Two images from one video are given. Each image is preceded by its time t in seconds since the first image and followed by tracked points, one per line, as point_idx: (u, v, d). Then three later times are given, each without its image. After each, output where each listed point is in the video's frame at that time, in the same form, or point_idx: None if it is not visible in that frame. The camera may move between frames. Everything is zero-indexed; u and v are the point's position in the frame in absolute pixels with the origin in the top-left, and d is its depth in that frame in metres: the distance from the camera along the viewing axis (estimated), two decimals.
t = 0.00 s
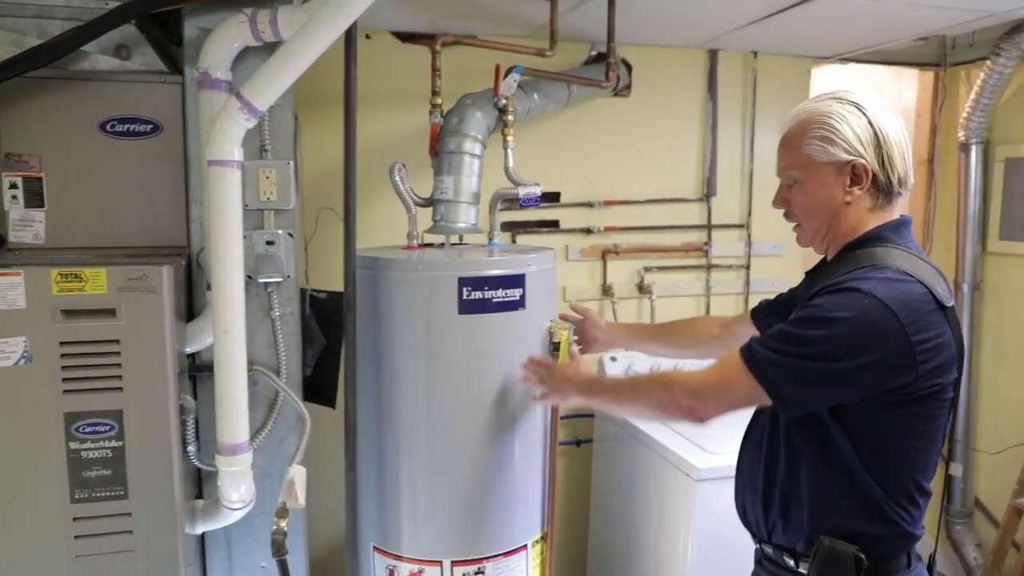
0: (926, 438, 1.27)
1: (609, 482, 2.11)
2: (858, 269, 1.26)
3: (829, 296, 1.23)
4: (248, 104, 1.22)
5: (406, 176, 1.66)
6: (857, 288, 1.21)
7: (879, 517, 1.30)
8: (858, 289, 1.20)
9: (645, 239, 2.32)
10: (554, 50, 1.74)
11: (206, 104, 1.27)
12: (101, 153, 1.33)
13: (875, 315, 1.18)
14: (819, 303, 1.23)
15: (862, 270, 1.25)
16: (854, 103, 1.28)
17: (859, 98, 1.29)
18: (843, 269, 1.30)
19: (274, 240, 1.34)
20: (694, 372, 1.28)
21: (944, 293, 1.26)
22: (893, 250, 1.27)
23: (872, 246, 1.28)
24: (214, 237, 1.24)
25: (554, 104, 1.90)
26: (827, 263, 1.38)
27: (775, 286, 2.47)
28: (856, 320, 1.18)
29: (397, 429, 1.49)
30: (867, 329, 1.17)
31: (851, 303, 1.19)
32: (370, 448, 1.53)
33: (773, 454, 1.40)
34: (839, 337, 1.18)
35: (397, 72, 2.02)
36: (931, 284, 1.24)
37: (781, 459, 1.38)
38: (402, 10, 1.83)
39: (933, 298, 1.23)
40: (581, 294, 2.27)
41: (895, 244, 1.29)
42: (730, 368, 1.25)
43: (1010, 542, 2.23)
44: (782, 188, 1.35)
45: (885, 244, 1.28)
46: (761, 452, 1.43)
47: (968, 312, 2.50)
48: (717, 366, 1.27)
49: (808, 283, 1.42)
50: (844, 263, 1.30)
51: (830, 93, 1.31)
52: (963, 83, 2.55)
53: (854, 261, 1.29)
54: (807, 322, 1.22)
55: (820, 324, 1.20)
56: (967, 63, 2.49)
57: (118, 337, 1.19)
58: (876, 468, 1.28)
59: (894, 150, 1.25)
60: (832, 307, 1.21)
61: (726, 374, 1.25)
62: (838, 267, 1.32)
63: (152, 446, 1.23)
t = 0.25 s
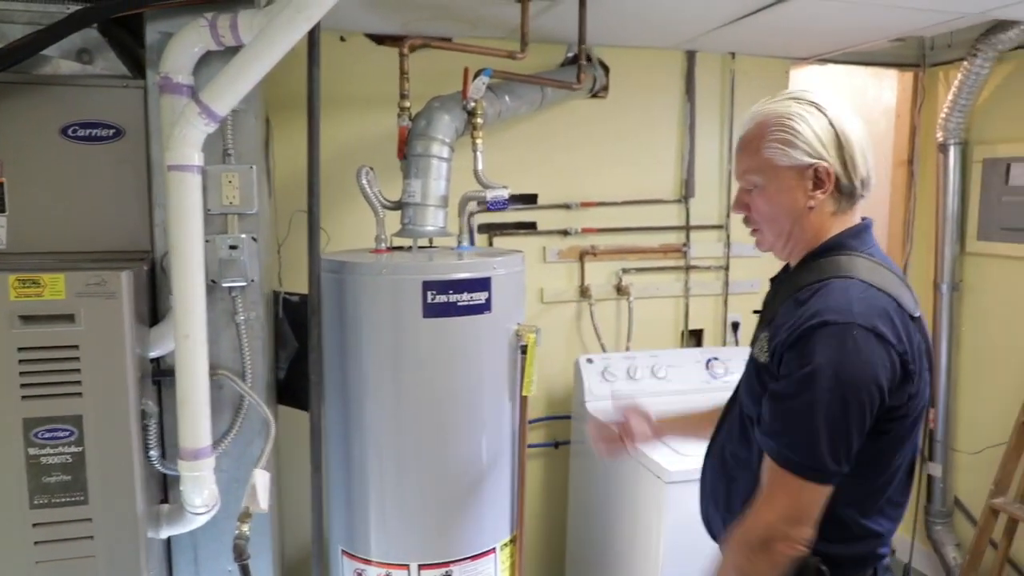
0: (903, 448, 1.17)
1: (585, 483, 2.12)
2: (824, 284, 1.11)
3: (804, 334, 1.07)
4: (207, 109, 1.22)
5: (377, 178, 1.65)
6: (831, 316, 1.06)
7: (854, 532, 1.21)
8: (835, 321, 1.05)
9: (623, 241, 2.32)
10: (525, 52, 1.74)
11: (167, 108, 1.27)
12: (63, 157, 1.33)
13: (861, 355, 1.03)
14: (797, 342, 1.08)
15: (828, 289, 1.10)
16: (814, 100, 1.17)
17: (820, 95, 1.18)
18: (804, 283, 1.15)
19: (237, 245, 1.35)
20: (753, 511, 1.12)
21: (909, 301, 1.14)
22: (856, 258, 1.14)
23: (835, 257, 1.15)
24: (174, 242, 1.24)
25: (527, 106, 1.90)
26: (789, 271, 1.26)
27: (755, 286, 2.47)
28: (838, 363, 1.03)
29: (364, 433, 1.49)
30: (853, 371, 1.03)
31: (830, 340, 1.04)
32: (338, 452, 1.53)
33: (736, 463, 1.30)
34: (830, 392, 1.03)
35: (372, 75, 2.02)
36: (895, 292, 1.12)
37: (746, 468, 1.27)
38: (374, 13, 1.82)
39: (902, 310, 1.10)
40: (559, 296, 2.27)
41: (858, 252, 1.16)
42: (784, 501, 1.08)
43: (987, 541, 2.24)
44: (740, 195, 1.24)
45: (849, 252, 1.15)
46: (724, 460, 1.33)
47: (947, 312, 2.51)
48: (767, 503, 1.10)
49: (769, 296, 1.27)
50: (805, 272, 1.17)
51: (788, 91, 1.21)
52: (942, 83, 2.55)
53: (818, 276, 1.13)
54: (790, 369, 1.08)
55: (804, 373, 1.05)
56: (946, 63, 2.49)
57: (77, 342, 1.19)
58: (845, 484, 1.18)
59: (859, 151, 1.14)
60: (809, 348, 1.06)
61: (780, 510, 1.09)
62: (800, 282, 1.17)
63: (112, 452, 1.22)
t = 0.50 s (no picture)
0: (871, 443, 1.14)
1: (559, 483, 2.12)
2: (784, 289, 1.06)
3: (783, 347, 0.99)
4: (161, 109, 1.21)
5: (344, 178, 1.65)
6: (804, 324, 0.99)
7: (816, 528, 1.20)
8: (814, 329, 0.98)
9: (599, 240, 2.31)
10: (493, 52, 1.74)
11: (124, 107, 1.26)
12: (19, 157, 1.32)
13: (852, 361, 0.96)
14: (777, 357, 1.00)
15: (789, 296, 1.04)
16: (759, 100, 1.15)
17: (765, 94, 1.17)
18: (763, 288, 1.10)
19: (195, 245, 1.34)
20: (870, 554, 0.97)
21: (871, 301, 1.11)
22: (810, 260, 1.11)
23: (789, 259, 1.12)
24: (129, 242, 1.23)
25: (498, 105, 1.89)
26: (743, 276, 1.24)
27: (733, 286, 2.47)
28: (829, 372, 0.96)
29: (327, 434, 1.49)
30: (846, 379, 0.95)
31: (813, 351, 0.97)
32: (302, 452, 1.53)
33: (697, 470, 1.26)
34: (832, 406, 0.95)
35: (344, 74, 2.01)
36: (858, 294, 1.07)
37: (708, 474, 1.23)
38: (344, 12, 1.82)
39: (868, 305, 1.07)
40: (535, 296, 2.27)
41: (811, 253, 1.14)
42: (891, 520, 0.95)
43: (963, 540, 2.24)
44: (687, 200, 1.22)
45: (803, 254, 1.13)
46: (684, 466, 1.29)
47: (925, 311, 2.50)
48: (876, 539, 0.96)
49: (724, 304, 1.23)
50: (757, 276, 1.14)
51: (732, 90, 1.19)
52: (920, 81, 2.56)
53: (774, 279, 1.10)
54: (776, 387, 1.00)
55: (794, 389, 0.98)
56: (925, 61, 2.50)
57: (30, 343, 1.18)
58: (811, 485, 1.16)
59: (807, 155, 1.13)
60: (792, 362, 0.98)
61: (895, 531, 0.95)
62: (758, 287, 1.11)
63: (67, 453, 1.22)
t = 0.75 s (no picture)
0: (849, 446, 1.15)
1: (543, 482, 2.12)
2: (774, 296, 1.06)
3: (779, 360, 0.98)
4: (132, 106, 1.22)
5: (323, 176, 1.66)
6: (801, 336, 0.98)
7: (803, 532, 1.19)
8: (814, 343, 0.97)
9: (585, 239, 2.32)
10: (472, 50, 1.75)
11: (98, 105, 1.27)
12: None
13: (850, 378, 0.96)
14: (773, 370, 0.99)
15: (779, 305, 1.03)
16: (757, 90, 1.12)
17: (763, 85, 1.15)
18: (752, 294, 1.08)
19: (169, 242, 1.35)
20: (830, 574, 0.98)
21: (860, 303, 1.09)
22: (799, 263, 1.11)
23: (777, 262, 1.11)
24: (101, 238, 1.24)
25: (479, 104, 1.90)
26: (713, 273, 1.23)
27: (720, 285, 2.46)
28: (825, 388, 0.95)
29: (304, 431, 1.49)
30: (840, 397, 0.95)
31: (812, 365, 0.96)
32: (278, 449, 1.54)
33: (678, 482, 1.23)
34: (827, 423, 0.94)
35: (328, 73, 2.02)
36: (847, 296, 1.06)
37: (693, 485, 1.20)
38: (325, 11, 1.82)
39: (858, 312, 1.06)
40: (520, 295, 2.27)
41: (797, 255, 1.13)
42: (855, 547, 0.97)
43: (949, 538, 2.23)
44: (670, 182, 1.19)
45: (791, 256, 1.12)
46: (665, 478, 1.25)
47: (913, 311, 2.50)
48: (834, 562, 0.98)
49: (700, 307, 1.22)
50: (736, 277, 1.14)
51: (735, 76, 1.16)
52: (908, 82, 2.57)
53: (760, 284, 1.09)
54: (772, 400, 0.98)
55: (791, 402, 0.97)
56: (911, 62, 2.52)
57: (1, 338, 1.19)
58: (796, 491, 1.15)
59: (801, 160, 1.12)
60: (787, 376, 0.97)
61: (859, 555, 0.97)
62: (744, 292, 1.10)
63: (38, 448, 1.22)
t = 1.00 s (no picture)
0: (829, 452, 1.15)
1: (530, 479, 2.13)
2: (768, 299, 1.04)
3: (776, 364, 0.97)
4: (113, 104, 1.23)
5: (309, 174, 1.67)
6: (799, 342, 0.97)
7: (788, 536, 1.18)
8: (812, 350, 0.96)
9: (573, 238, 2.33)
10: (457, 49, 1.76)
11: (80, 103, 1.28)
12: None
13: (846, 387, 0.95)
14: (770, 374, 0.97)
15: (773, 308, 1.02)
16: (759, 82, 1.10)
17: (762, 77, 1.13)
18: (742, 298, 1.07)
19: (151, 238, 1.36)
20: None
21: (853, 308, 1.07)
22: (791, 266, 1.08)
23: (767, 264, 1.09)
24: (82, 234, 1.25)
25: (464, 103, 1.91)
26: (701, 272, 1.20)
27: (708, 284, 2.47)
28: (821, 395, 0.95)
29: (286, 427, 1.50)
30: (836, 405, 0.94)
31: (811, 372, 0.95)
32: (262, 445, 1.55)
33: (660, 487, 1.20)
34: (820, 431, 0.94)
35: (316, 72, 2.03)
36: (840, 300, 1.05)
37: (676, 492, 1.18)
38: (312, 10, 1.84)
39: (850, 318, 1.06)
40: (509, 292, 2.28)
41: (788, 257, 1.11)
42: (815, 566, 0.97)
43: (935, 536, 2.24)
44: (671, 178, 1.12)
45: (783, 258, 1.10)
46: (646, 484, 1.23)
47: (902, 310, 2.50)
48: None
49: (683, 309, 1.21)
50: (729, 279, 1.11)
51: (737, 70, 1.12)
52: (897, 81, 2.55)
53: (751, 288, 1.07)
54: (767, 405, 0.97)
55: (785, 408, 0.96)
56: (901, 61, 2.50)
57: None
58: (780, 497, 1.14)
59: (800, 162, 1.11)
60: (784, 381, 0.96)
61: (816, 564, 0.97)
62: (733, 295, 1.08)
63: (20, 442, 1.24)
